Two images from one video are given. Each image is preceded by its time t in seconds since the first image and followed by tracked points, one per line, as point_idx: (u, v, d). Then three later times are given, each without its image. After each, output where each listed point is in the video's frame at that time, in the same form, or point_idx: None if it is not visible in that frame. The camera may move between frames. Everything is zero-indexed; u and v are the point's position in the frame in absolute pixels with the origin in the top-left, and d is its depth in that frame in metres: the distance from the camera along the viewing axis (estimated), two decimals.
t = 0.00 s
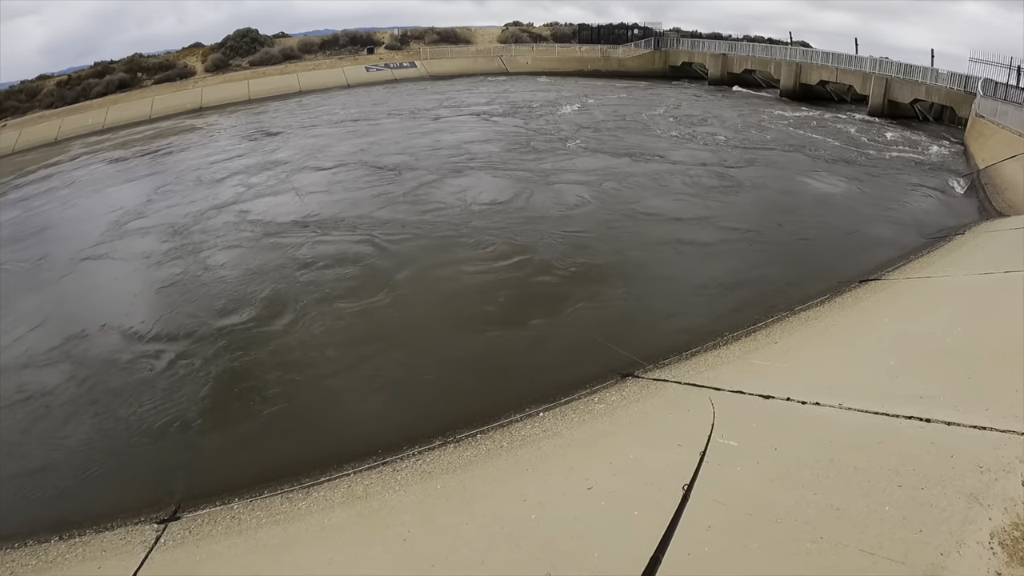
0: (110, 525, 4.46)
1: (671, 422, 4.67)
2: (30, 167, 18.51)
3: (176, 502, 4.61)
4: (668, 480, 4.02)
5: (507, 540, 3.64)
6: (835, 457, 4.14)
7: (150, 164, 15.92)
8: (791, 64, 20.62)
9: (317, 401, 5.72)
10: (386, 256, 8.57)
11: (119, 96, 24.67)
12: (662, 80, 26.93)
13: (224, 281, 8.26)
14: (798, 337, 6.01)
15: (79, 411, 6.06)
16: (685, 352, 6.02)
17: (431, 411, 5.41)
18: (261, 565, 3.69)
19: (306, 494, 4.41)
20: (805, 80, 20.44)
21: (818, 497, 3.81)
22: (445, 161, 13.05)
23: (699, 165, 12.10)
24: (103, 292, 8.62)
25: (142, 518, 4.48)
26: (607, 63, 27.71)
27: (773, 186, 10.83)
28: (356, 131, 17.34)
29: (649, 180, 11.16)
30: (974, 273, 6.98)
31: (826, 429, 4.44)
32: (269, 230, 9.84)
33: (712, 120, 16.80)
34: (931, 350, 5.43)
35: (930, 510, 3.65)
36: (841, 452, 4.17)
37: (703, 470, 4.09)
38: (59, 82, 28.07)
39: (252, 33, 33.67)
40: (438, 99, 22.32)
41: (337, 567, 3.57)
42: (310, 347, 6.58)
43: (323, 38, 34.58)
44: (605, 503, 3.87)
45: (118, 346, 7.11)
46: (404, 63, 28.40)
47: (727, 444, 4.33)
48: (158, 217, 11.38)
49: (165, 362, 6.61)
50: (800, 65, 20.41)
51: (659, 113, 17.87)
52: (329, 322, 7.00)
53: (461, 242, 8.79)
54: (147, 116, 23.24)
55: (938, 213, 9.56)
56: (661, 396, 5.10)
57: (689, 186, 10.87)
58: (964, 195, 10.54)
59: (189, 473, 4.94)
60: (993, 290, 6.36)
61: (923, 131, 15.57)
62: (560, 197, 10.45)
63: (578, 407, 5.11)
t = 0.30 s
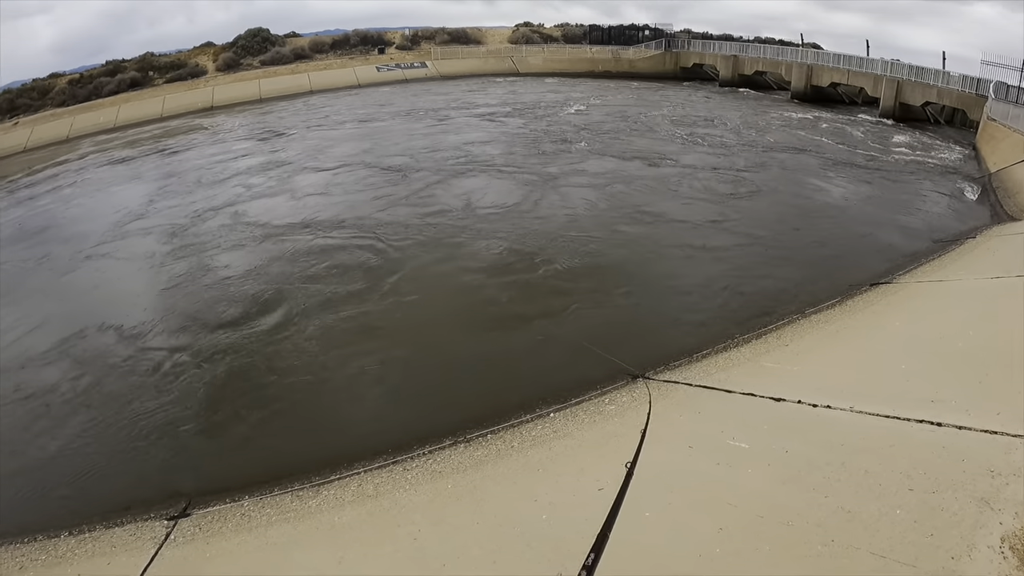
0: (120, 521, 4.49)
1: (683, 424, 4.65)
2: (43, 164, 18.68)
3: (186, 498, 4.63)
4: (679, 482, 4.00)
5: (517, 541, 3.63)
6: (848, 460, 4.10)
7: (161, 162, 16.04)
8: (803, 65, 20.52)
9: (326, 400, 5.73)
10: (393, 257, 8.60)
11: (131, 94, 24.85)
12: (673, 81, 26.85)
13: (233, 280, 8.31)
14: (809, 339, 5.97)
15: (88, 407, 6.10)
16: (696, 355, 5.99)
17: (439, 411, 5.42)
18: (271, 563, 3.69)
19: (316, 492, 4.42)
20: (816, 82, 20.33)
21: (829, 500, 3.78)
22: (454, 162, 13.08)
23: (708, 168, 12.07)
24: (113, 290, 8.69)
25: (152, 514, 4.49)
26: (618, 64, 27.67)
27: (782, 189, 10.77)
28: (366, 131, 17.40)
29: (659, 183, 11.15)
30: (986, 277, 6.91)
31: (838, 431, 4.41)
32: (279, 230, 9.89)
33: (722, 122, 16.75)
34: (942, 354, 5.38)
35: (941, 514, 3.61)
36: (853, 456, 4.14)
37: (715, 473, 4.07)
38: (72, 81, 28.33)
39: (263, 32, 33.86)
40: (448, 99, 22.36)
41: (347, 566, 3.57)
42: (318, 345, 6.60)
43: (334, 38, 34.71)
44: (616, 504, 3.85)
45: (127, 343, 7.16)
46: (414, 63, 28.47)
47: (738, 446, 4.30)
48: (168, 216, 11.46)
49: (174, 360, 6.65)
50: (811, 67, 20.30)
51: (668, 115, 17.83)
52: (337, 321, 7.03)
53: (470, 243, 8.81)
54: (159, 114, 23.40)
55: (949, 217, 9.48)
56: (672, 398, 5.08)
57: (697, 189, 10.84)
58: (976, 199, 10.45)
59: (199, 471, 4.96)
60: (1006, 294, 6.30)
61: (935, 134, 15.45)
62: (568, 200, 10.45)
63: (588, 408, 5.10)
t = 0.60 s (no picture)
0: (129, 515, 4.51)
1: (692, 422, 4.63)
2: (54, 160, 18.82)
3: (195, 493, 4.65)
4: (688, 480, 3.98)
5: (526, 537, 3.63)
6: (859, 459, 4.07)
7: (171, 159, 16.14)
8: (812, 63, 20.39)
9: (334, 395, 5.75)
10: (400, 255, 8.62)
11: (140, 91, 24.99)
12: (682, 78, 26.76)
13: (240, 276, 8.34)
14: (819, 338, 5.93)
15: (96, 401, 6.14)
16: (705, 352, 5.96)
17: (446, 407, 5.42)
18: (281, 557, 3.71)
19: (325, 488, 4.42)
20: (826, 80, 20.21)
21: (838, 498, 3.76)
22: (462, 160, 13.10)
23: (716, 168, 12.03)
24: (121, 286, 8.75)
25: (161, 508, 4.52)
26: (628, 61, 27.61)
27: (790, 189, 10.73)
28: (374, 128, 17.44)
29: (666, 182, 11.14)
30: (996, 277, 6.85)
31: (848, 430, 4.38)
32: (288, 228, 9.94)
33: (731, 120, 16.67)
34: (951, 353, 5.34)
35: (948, 514, 3.60)
36: (863, 455, 4.11)
37: (724, 470, 4.05)
38: (83, 77, 28.48)
39: (272, 29, 33.98)
40: (457, 96, 22.37)
41: (357, 561, 3.59)
42: (324, 342, 6.62)
43: (344, 35, 34.79)
44: (625, 501, 3.84)
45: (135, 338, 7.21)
46: (424, 60, 28.51)
47: (747, 444, 4.28)
48: (177, 213, 11.52)
49: (182, 354, 6.68)
50: (821, 65, 20.19)
51: (677, 113, 17.76)
52: (344, 318, 7.05)
53: (477, 242, 8.82)
54: (169, 111, 23.52)
55: (958, 217, 9.41)
56: (681, 396, 5.06)
57: (705, 188, 10.81)
58: (986, 198, 10.37)
59: (207, 465, 4.98)
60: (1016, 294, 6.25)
61: (944, 133, 15.33)
62: (576, 198, 10.44)
63: (598, 405, 5.08)
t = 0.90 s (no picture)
0: (138, 510, 4.54)
1: (701, 423, 4.60)
2: (65, 157, 18.97)
3: (205, 488, 4.67)
4: (697, 480, 3.97)
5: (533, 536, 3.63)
6: (869, 461, 4.04)
7: (181, 157, 16.24)
8: (823, 62, 20.29)
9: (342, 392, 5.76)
10: (407, 253, 8.64)
11: (151, 88, 25.14)
12: (692, 78, 26.68)
13: (250, 274, 8.39)
14: (829, 338, 5.90)
15: (106, 396, 6.17)
16: (714, 352, 5.94)
17: (455, 405, 5.42)
18: (288, 554, 3.72)
19: (333, 484, 4.44)
20: (836, 80, 20.08)
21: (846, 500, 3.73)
22: (471, 160, 13.12)
23: (725, 168, 12.00)
24: (131, 282, 8.82)
25: (170, 504, 4.54)
26: (638, 60, 27.55)
27: (800, 190, 10.70)
28: (383, 127, 17.49)
29: (675, 183, 11.11)
30: (1007, 279, 6.78)
31: (857, 430, 4.36)
32: (297, 227, 9.99)
33: (740, 121, 16.61)
34: (962, 355, 5.29)
35: (957, 517, 3.57)
36: (872, 456, 4.08)
37: (734, 471, 4.03)
38: (93, 75, 28.65)
39: (282, 27, 34.11)
40: (466, 94, 22.39)
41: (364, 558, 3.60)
42: (333, 338, 6.65)
43: (354, 33, 34.88)
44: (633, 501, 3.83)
45: (144, 334, 7.26)
46: (433, 58, 28.55)
47: (756, 445, 4.26)
48: (187, 210, 11.60)
49: (190, 350, 6.72)
50: (832, 65, 20.06)
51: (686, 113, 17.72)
52: (351, 315, 7.07)
53: (484, 241, 8.83)
54: (179, 108, 23.65)
55: (969, 219, 9.33)
56: (690, 396, 5.04)
57: (714, 189, 10.79)
58: (998, 200, 10.27)
59: (217, 460, 5.01)
60: None
61: (955, 134, 15.20)
62: (584, 198, 10.43)
63: (606, 405, 5.08)
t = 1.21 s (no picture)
0: (144, 505, 4.56)
1: (709, 428, 4.55)
2: (82, 154, 19.21)
3: (211, 484, 4.69)
4: (701, 486, 3.92)
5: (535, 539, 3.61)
6: (877, 471, 3.97)
7: (194, 155, 16.37)
8: (838, 65, 20.09)
9: (349, 390, 5.77)
10: (416, 253, 8.65)
11: (167, 86, 25.40)
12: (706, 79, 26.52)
13: (260, 272, 8.43)
14: (841, 344, 5.83)
15: (115, 391, 6.22)
16: (724, 357, 5.89)
17: (462, 405, 5.40)
18: (291, 554, 3.72)
19: (338, 484, 4.44)
20: (852, 82, 19.87)
21: (853, 510, 3.68)
22: (482, 161, 13.13)
23: (738, 172, 11.91)
24: (143, 279, 8.90)
25: (176, 500, 4.56)
26: (652, 61, 27.45)
27: (813, 194, 10.59)
28: (396, 127, 17.53)
29: (686, 186, 11.04)
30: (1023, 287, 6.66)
31: (866, 439, 4.29)
32: (307, 226, 10.03)
33: (754, 124, 16.49)
34: (975, 364, 5.20)
35: (965, 530, 3.52)
36: (881, 464, 4.03)
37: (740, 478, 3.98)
38: (111, 72, 29.00)
39: (297, 27, 34.31)
40: (479, 95, 22.40)
41: (366, 558, 3.60)
42: (341, 337, 6.66)
43: (368, 33, 35.02)
44: (636, 507, 3.79)
45: (154, 330, 7.31)
46: (448, 59, 28.61)
47: (763, 451, 4.21)
48: (200, 209, 11.70)
49: (200, 347, 6.76)
50: (847, 68, 19.86)
51: (700, 116, 17.61)
52: (358, 315, 7.08)
53: (493, 242, 8.81)
54: (194, 106, 23.88)
55: (983, 224, 9.18)
56: (698, 400, 4.99)
57: (726, 193, 10.71)
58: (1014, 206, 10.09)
59: (223, 456, 5.03)
60: None
61: (971, 138, 14.97)
62: (594, 201, 10.40)
63: (614, 408, 5.04)
